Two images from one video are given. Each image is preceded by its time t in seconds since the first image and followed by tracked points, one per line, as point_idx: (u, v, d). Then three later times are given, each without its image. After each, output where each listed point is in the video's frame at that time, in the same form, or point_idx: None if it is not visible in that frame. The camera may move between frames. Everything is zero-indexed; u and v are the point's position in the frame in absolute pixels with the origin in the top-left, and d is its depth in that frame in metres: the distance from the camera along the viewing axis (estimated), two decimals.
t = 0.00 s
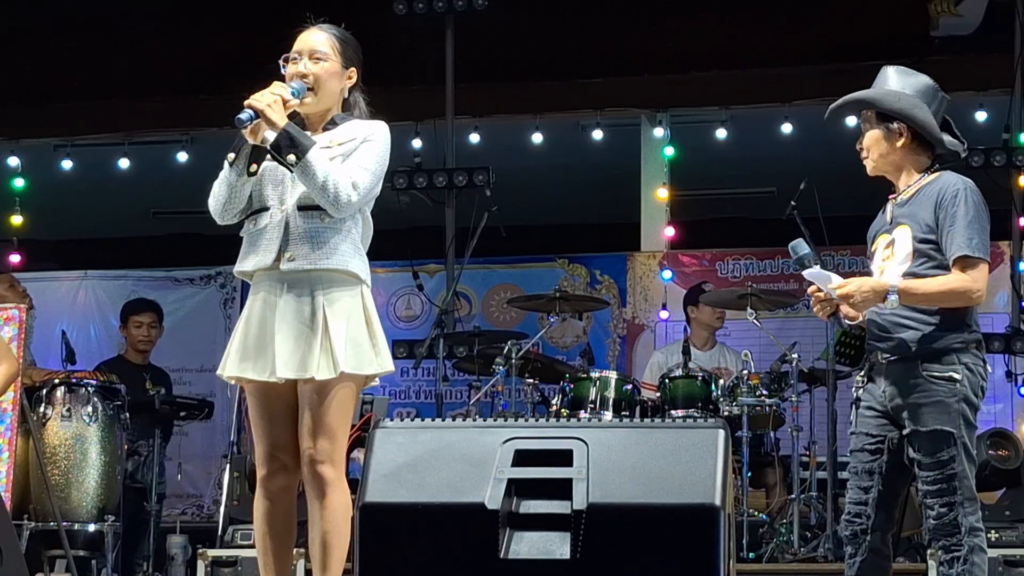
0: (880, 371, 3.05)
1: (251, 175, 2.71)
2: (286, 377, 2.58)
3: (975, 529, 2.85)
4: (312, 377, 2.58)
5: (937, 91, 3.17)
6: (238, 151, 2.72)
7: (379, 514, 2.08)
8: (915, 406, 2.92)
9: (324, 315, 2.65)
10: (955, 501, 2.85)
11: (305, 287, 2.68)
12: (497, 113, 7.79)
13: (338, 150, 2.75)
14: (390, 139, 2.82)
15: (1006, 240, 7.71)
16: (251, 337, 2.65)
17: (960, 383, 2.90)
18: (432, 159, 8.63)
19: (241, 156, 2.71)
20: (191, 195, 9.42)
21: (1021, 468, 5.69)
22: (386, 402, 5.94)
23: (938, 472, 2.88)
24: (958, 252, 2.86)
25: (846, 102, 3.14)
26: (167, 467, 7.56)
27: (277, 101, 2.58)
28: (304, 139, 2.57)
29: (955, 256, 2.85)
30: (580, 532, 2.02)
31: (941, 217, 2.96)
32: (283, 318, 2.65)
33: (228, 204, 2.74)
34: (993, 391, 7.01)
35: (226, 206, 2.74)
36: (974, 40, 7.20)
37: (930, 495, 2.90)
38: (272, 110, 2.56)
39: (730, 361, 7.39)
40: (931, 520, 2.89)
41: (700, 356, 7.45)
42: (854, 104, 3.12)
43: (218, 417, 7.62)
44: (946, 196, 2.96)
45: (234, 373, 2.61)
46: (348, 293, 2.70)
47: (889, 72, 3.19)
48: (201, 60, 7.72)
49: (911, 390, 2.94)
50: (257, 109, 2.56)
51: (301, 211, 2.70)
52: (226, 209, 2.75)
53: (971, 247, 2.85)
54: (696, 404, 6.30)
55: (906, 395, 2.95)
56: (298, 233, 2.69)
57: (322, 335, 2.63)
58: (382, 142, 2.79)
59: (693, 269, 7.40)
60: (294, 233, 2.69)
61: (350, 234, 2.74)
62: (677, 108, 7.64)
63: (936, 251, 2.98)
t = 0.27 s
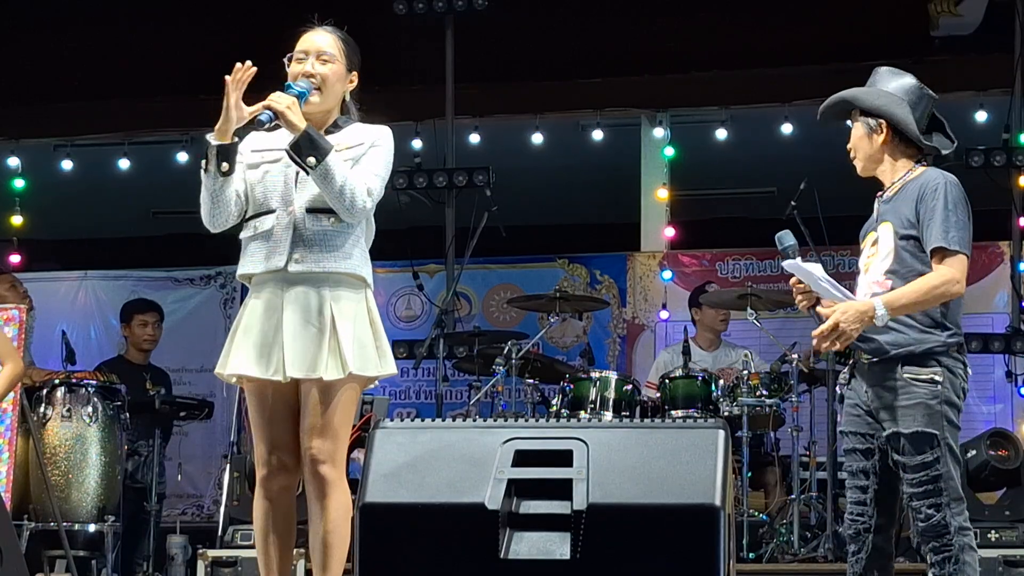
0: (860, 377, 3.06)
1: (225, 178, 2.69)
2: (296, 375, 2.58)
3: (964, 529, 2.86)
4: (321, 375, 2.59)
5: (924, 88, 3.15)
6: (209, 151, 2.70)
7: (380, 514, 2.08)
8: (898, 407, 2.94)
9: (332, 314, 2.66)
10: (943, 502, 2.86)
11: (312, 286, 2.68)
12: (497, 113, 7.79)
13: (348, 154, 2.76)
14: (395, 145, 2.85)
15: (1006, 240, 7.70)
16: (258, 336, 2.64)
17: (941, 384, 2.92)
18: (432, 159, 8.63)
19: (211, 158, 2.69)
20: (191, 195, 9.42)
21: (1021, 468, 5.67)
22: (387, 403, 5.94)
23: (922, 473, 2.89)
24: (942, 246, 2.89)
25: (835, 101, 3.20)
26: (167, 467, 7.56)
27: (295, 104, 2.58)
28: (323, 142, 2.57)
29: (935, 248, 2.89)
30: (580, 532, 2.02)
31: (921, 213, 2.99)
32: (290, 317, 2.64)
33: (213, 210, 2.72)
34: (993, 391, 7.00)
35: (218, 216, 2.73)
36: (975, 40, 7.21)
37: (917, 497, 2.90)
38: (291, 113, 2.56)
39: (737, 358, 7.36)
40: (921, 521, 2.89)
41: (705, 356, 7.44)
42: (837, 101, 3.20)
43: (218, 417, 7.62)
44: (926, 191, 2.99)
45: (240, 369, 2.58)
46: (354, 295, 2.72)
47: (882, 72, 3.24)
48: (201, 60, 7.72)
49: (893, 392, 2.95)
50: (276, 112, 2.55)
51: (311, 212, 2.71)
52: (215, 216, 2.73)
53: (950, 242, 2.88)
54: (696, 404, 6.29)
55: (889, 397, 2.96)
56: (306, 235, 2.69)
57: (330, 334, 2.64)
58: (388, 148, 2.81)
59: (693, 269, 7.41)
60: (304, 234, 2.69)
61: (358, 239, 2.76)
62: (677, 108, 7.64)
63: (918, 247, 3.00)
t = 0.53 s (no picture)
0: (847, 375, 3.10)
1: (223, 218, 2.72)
2: (309, 376, 2.58)
3: (954, 529, 2.86)
4: (332, 375, 2.60)
5: (908, 87, 3.18)
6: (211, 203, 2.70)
7: (380, 514, 2.09)
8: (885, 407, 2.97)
9: (341, 315, 2.67)
10: (932, 503, 2.85)
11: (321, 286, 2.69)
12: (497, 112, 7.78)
13: (357, 157, 2.77)
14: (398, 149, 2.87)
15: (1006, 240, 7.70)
16: (270, 337, 2.64)
17: (925, 387, 2.94)
18: (432, 158, 8.63)
19: (210, 205, 2.70)
20: (191, 195, 9.41)
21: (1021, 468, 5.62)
22: (387, 403, 5.94)
23: (909, 474, 2.89)
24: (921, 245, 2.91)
25: (823, 108, 3.27)
26: (167, 468, 7.56)
27: (315, 106, 2.55)
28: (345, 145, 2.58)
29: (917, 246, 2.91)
30: (580, 532, 2.02)
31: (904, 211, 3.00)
32: (300, 316, 2.64)
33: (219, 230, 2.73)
34: (993, 391, 7.00)
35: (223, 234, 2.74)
36: (975, 40, 7.20)
37: (904, 497, 2.89)
38: (312, 115, 2.53)
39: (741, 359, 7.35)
40: (911, 522, 2.88)
41: (709, 359, 7.43)
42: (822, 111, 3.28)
43: (218, 417, 7.62)
44: (909, 189, 3.00)
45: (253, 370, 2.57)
46: (361, 295, 2.74)
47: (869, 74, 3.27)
48: (201, 60, 7.73)
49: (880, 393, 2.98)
50: (297, 114, 2.52)
51: (323, 214, 2.72)
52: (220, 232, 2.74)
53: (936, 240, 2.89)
54: (696, 404, 6.30)
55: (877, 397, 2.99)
56: (317, 236, 2.70)
57: (341, 335, 2.65)
58: (393, 152, 2.83)
59: (693, 269, 7.42)
60: (312, 236, 2.70)
61: (365, 243, 2.78)
62: (677, 108, 7.65)
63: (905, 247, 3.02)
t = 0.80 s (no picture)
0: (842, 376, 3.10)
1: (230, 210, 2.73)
2: (319, 377, 2.59)
3: (950, 529, 2.86)
4: (343, 377, 2.62)
5: (895, 88, 3.21)
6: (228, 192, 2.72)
7: (380, 515, 2.09)
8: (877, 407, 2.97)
9: (349, 317, 2.69)
10: (927, 502, 2.85)
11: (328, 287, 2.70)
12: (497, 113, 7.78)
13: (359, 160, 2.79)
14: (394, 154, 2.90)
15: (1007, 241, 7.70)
16: (273, 336, 2.63)
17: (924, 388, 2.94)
18: (432, 159, 8.62)
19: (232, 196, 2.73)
20: (191, 195, 9.41)
21: (1021, 468, 5.63)
22: (387, 403, 5.94)
23: (903, 474, 2.88)
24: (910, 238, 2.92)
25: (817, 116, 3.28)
26: (167, 468, 7.56)
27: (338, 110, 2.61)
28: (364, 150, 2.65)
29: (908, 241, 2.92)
30: (580, 532, 2.03)
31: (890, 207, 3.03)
32: (309, 317, 2.64)
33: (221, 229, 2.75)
34: (993, 392, 7.00)
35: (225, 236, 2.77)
36: (975, 41, 7.20)
37: (899, 496, 2.89)
38: (337, 116, 2.60)
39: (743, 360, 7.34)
40: (906, 522, 2.88)
41: (711, 359, 7.42)
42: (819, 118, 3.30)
43: (218, 418, 7.63)
44: (891, 184, 3.04)
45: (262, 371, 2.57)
46: (365, 298, 2.76)
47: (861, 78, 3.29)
48: (201, 60, 7.73)
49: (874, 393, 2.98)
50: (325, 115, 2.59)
51: (333, 214, 2.74)
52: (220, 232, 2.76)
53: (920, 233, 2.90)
54: (696, 405, 6.30)
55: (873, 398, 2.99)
56: (324, 238, 2.71)
57: (349, 337, 2.67)
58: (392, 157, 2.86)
59: (693, 270, 7.42)
60: (319, 236, 2.71)
61: (367, 247, 2.81)
62: (677, 109, 7.65)
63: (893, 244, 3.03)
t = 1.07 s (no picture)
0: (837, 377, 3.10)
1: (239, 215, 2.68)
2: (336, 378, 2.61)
3: (948, 530, 2.87)
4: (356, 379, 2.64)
5: (889, 89, 3.19)
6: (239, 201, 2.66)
7: (381, 515, 2.09)
8: (874, 409, 2.96)
9: (357, 318, 2.71)
10: (926, 503, 2.86)
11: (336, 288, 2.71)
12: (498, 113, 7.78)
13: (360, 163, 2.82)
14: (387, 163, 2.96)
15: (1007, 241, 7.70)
16: (284, 335, 2.62)
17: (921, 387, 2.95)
18: (432, 159, 8.62)
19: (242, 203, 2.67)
20: (191, 196, 9.41)
21: (1021, 469, 5.63)
22: (387, 403, 5.94)
23: (901, 475, 2.90)
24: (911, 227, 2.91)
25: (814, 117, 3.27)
26: (167, 468, 7.56)
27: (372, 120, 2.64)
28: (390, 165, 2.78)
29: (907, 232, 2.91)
30: (580, 532, 2.02)
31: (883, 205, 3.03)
32: (322, 318, 2.65)
33: (225, 228, 2.69)
34: (993, 392, 7.00)
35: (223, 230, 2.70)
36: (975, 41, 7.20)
37: (897, 497, 2.90)
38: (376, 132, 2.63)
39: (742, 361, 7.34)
40: (905, 523, 2.88)
41: (711, 360, 7.42)
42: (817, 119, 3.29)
43: (218, 418, 7.63)
44: (882, 182, 3.04)
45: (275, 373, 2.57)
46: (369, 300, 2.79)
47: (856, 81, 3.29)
48: (202, 61, 7.73)
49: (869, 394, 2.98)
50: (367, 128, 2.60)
51: (339, 218, 2.75)
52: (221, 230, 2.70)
53: (920, 213, 2.90)
54: (696, 405, 6.30)
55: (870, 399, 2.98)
56: (335, 239, 2.73)
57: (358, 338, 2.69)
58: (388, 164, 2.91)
59: (694, 270, 7.42)
60: (330, 237, 2.73)
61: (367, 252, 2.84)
62: (677, 109, 7.64)
63: (888, 240, 3.02)
